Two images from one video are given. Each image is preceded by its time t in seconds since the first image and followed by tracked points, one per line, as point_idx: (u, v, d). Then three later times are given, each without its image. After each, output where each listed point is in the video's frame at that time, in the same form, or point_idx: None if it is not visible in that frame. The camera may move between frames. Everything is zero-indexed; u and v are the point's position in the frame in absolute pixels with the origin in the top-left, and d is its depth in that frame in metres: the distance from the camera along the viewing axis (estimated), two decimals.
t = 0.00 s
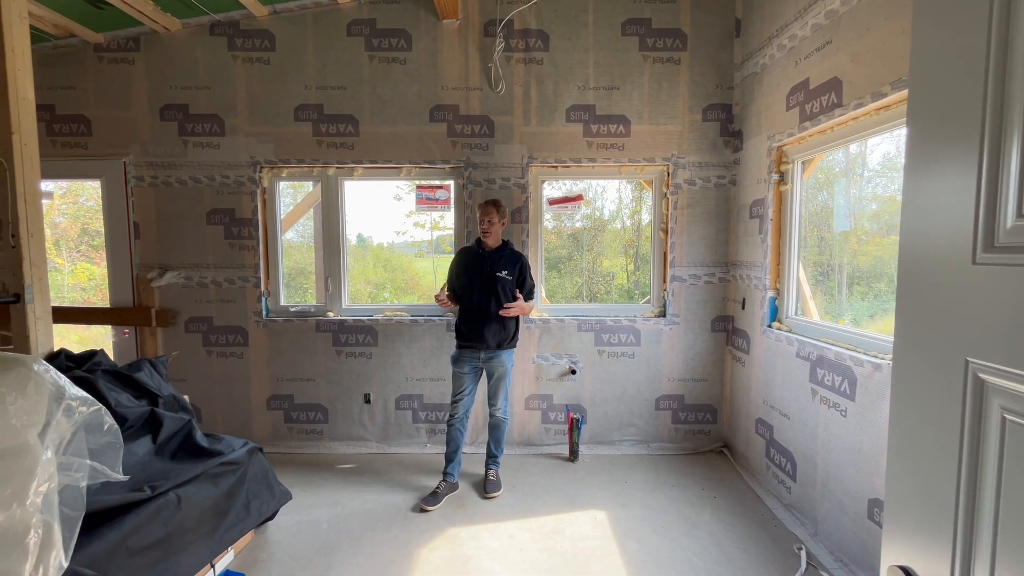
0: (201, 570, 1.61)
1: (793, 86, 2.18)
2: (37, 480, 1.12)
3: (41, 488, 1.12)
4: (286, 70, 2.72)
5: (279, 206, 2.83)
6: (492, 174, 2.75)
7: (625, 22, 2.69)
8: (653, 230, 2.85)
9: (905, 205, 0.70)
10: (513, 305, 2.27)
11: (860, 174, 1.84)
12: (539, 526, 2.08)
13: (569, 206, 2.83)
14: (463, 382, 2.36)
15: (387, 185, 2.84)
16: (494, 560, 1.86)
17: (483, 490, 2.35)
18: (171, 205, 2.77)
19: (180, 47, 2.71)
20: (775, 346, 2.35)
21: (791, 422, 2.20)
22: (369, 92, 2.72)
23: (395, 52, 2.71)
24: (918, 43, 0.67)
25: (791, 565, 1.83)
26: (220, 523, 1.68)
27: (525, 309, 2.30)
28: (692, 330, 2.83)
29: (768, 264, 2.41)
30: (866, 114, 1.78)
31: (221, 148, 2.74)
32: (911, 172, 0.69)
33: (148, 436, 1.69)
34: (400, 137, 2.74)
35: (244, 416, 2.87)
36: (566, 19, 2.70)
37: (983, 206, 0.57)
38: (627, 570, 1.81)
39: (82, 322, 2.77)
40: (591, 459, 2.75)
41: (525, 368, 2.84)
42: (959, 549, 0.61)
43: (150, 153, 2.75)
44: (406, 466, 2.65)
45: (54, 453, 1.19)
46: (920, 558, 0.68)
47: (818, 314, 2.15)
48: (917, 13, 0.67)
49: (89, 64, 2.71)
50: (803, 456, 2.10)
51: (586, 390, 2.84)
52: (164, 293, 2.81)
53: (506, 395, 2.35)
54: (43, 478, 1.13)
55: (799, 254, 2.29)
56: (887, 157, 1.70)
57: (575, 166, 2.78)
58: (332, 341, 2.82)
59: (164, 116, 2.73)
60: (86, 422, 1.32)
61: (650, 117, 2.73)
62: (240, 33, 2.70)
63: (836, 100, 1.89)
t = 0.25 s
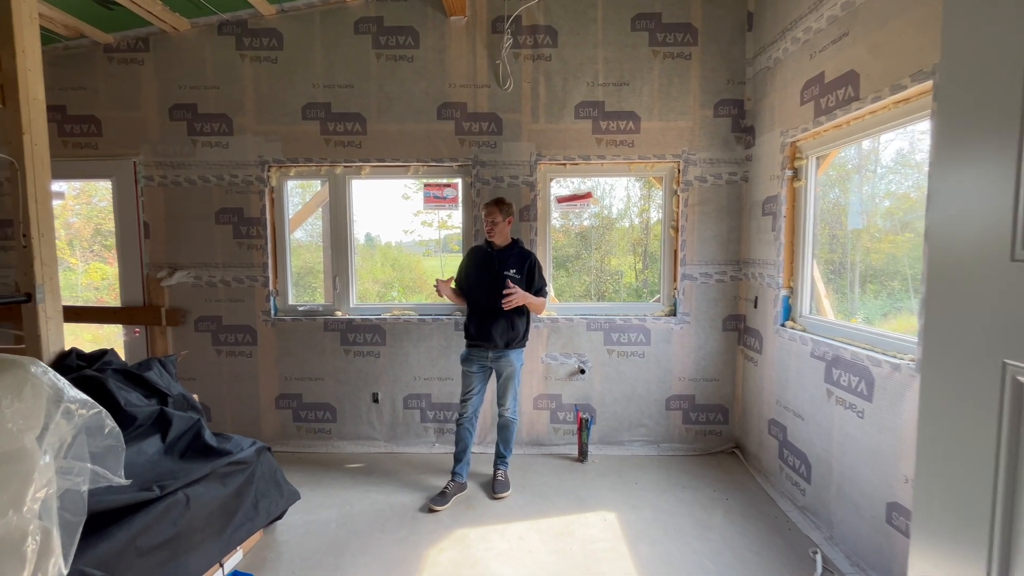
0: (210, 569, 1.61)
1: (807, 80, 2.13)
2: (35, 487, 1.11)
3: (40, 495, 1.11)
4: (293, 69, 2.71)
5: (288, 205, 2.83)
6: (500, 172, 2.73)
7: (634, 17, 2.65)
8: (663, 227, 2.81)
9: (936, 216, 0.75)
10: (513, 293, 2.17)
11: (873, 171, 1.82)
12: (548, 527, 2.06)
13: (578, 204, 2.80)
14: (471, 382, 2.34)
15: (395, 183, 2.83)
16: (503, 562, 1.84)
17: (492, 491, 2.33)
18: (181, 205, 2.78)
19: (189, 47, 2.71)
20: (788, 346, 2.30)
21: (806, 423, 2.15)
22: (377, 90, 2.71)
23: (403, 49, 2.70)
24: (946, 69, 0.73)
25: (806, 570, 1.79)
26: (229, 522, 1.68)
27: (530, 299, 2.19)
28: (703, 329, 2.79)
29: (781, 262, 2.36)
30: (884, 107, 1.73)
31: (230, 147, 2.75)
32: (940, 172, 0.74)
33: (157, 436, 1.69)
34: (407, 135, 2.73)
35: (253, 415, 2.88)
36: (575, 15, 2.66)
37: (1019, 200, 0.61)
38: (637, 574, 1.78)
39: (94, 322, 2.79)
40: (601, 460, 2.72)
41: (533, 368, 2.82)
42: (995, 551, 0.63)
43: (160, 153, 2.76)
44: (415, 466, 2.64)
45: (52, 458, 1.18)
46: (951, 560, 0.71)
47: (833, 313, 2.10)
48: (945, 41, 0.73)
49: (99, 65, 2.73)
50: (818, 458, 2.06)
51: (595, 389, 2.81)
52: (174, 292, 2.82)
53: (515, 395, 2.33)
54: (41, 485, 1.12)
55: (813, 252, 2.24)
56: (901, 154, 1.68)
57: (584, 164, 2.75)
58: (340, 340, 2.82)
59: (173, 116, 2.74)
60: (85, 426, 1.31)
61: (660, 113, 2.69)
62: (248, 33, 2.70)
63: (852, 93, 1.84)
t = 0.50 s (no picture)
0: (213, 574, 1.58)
1: (824, 73, 2.07)
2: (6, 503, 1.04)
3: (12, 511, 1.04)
4: (299, 68, 2.69)
5: (294, 205, 2.81)
6: (507, 170, 2.69)
7: (644, 11, 2.60)
8: (673, 226, 2.76)
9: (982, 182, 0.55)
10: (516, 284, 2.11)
11: (885, 169, 1.80)
12: (556, 532, 2.02)
13: (586, 203, 2.75)
14: (478, 383, 2.31)
15: (401, 182, 2.80)
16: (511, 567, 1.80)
17: (499, 495, 2.29)
18: (187, 205, 2.77)
19: (195, 47, 2.71)
20: (804, 347, 2.24)
21: (822, 427, 2.09)
22: (383, 88, 2.68)
23: (409, 47, 2.67)
24: None
25: None
26: (232, 526, 1.66)
27: (533, 291, 2.13)
28: (715, 329, 2.73)
29: (796, 261, 2.30)
30: (907, 99, 1.67)
31: (236, 147, 2.73)
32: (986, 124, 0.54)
33: (162, 437, 1.67)
34: (413, 133, 2.70)
35: (260, 416, 2.86)
36: (583, 10, 2.62)
37: None
38: None
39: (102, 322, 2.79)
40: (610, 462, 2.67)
41: (542, 369, 2.77)
42: None
43: (166, 154, 2.75)
44: (421, 468, 2.61)
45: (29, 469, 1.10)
46: None
47: (851, 312, 2.03)
48: None
49: (107, 66, 2.73)
50: (836, 462, 1.99)
51: (604, 391, 2.77)
52: (181, 292, 2.81)
53: (522, 397, 2.29)
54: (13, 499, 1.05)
55: (830, 250, 2.18)
56: (915, 151, 1.65)
57: (593, 161, 2.70)
58: (347, 341, 2.80)
59: (179, 116, 2.74)
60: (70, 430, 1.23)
61: (670, 110, 2.64)
62: (254, 31, 2.69)
63: (872, 86, 1.78)
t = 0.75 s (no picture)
0: None
1: (841, 61, 1.98)
2: None
3: None
4: (300, 64, 2.65)
5: (296, 203, 2.77)
6: (512, 166, 2.63)
7: (652, 2, 2.52)
8: (683, 222, 2.68)
9: None
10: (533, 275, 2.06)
11: (899, 165, 1.76)
12: (562, 538, 1.96)
13: (593, 199, 2.68)
14: (482, 385, 2.25)
15: (404, 180, 2.75)
16: None
17: (503, 499, 2.23)
18: (189, 204, 2.74)
19: (196, 44, 2.68)
20: (820, 347, 2.16)
21: (840, 431, 2.01)
22: (385, 83, 2.63)
23: (411, 41, 2.62)
24: None
25: None
26: (229, 532, 1.62)
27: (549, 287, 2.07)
28: (726, 329, 2.65)
29: (812, 258, 2.21)
30: (930, 87, 1.58)
31: (237, 144, 2.70)
32: None
33: (159, 440, 1.63)
34: (416, 129, 2.65)
35: (262, 417, 2.83)
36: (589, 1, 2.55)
37: None
38: None
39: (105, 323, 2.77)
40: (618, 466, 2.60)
41: (548, 369, 2.71)
42: None
43: (168, 152, 2.72)
44: (425, 471, 2.56)
45: None
46: None
47: (869, 311, 1.95)
48: None
49: (107, 64, 2.71)
50: (854, 468, 1.91)
51: (612, 392, 2.70)
52: (182, 292, 2.78)
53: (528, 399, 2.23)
54: None
55: (847, 246, 2.09)
56: (929, 146, 1.62)
57: (600, 157, 2.63)
58: (349, 342, 2.75)
59: (181, 114, 2.71)
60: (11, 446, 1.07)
61: (680, 103, 2.56)
62: (254, 27, 2.65)
63: (893, 73, 1.69)
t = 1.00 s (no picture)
0: None
1: (857, 48, 1.87)
2: None
3: None
4: (293, 58, 2.58)
5: (290, 202, 2.71)
6: (511, 163, 2.54)
7: None
8: (689, 219, 2.57)
9: None
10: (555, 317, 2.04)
11: (913, 161, 1.68)
12: (562, 551, 1.87)
13: (596, 196, 2.58)
14: (478, 389, 2.17)
15: (401, 177, 2.67)
16: None
17: (501, 509, 2.14)
18: (181, 203, 2.68)
19: (187, 39, 2.61)
20: (834, 350, 2.05)
21: (855, 439, 1.90)
22: (380, 78, 2.56)
23: (406, 34, 2.53)
24: None
25: None
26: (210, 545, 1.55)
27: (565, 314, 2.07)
28: (734, 330, 2.54)
29: (825, 256, 2.10)
30: (956, 72, 1.47)
31: (229, 142, 2.64)
32: None
33: (140, 449, 1.55)
34: (412, 125, 2.57)
35: (257, 421, 2.77)
36: None
37: None
38: None
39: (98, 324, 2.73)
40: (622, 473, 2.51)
41: (549, 373, 2.62)
42: None
43: (159, 151, 2.67)
44: (422, 477, 2.48)
45: None
46: None
47: (887, 313, 1.84)
48: None
49: (98, 61, 2.65)
50: (872, 479, 1.80)
51: (615, 396, 2.60)
52: (175, 293, 2.73)
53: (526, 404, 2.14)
54: None
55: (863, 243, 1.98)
56: (944, 141, 1.55)
57: (602, 152, 2.54)
58: (345, 344, 2.68)
59: (172, 111, 2.65)
60: None
61: (685, 95, 2.46)
62: (246, 22, 2.58)
63: (914, 58, 1.58)
